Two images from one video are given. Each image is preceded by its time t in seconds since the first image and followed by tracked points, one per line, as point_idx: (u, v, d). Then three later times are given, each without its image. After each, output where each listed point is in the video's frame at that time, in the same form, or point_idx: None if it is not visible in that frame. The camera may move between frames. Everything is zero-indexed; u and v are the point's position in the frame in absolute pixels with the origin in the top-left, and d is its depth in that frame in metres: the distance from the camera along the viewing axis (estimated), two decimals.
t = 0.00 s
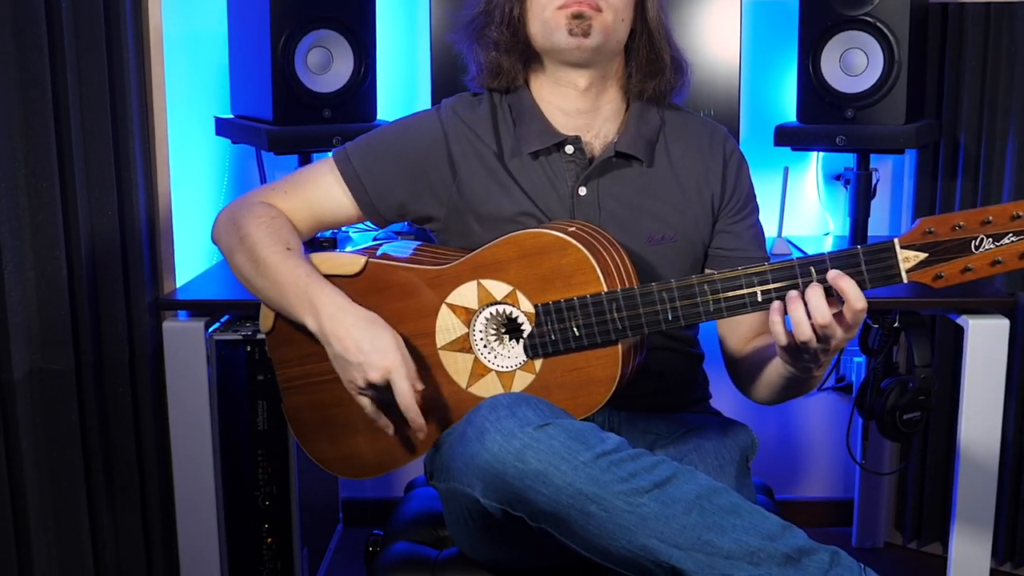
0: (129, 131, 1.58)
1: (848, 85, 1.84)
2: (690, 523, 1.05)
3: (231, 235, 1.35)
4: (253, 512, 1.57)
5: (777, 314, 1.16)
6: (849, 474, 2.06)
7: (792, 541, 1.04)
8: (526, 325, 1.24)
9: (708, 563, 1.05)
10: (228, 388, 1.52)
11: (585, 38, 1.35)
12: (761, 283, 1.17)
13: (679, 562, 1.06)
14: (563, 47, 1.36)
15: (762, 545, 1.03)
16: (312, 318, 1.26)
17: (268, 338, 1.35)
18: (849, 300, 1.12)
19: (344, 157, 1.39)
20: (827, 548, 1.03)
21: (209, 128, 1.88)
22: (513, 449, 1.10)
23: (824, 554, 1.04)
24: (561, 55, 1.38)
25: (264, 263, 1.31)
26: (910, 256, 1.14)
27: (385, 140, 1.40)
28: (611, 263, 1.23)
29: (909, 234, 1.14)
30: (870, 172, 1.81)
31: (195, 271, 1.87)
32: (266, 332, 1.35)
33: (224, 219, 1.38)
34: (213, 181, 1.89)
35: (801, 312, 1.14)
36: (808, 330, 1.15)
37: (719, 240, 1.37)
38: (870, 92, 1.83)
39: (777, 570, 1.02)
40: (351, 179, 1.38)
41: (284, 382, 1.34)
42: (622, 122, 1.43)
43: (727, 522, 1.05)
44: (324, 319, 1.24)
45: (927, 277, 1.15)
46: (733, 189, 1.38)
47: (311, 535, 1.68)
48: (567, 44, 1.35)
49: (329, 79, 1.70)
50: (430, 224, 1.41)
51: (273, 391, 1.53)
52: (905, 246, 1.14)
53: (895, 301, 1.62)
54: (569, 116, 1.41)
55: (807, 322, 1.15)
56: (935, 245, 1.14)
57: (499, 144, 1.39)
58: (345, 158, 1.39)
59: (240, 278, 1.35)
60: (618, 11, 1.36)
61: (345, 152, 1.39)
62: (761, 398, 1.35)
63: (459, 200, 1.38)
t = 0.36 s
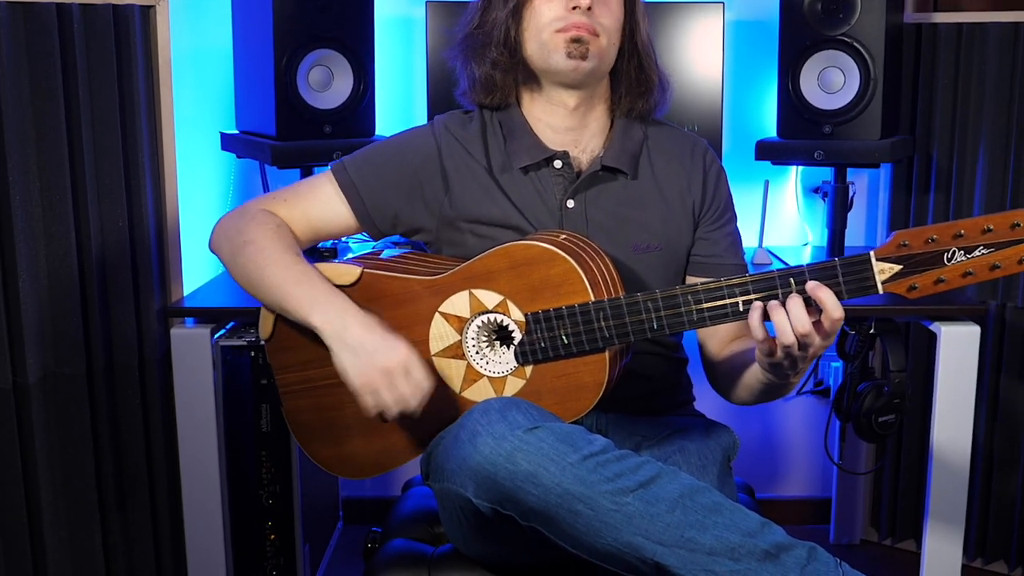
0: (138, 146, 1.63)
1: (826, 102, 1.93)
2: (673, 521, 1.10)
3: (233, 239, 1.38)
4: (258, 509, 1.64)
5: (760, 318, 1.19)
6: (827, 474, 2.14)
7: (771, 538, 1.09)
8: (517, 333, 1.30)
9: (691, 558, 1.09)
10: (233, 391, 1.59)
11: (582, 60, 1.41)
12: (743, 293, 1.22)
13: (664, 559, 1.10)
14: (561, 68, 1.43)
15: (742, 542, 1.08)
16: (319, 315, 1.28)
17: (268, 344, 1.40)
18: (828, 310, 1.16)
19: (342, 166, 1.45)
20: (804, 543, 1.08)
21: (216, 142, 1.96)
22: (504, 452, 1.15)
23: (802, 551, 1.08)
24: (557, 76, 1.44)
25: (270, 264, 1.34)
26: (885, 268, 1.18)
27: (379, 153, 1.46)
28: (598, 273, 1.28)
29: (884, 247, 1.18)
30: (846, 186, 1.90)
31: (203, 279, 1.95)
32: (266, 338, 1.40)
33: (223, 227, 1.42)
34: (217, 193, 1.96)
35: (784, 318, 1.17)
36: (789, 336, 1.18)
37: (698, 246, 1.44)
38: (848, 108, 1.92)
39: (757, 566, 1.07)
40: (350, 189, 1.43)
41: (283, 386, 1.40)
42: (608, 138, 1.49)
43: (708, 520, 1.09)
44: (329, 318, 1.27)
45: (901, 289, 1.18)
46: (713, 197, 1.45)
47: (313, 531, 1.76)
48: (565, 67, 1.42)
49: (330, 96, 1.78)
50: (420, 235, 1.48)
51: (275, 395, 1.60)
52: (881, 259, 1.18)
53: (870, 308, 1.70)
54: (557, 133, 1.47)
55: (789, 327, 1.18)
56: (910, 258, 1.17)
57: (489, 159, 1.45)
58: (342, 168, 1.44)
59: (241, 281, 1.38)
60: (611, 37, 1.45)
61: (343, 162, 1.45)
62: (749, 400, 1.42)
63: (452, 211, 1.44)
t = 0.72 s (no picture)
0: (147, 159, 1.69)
1: (806, 117, 2.02)
2: (660, 519, 1.16)
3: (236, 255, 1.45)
4: (262, 507, 1.71)
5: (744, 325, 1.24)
6: (806, 474, 2.23)
7: (754, 535, 1.15)
8: (511, 338, 1.36)
9: (677, 555, 1.15)
10: (238, 394, 1.66)
11: (592, 82, 1.45)
12: (728, 302, 1.27)
13: (651, 555, 1.16)
14: (570, 89, 1.46)
15: (726, 539, 1.14)
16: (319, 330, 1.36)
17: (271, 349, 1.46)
18: (811, 320, 1.21)
19: (341, 182, 1.51)
20: (785, 541, 1.14)
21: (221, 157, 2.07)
22: (498, 453, 1.21)
23: (784, 548, 1.14)
24: (567, 97, 1.47)
25: (272, 280, 1.42)
26: (865, 281, 1.23)
27: (377, 168, 1.52)
28: (590, 282, 1.34)
29: (865, 260, 1.23)
30: (825, 198, 1.98)
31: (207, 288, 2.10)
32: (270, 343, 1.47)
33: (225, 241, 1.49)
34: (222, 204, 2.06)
35: (767, 328, 1.23)
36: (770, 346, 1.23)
37: (686, 257, 1.50)
38: (828, 121, 2.00)
39: (740, 562, 1.13)
40: (348, 204, 1.50)
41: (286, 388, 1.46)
42: (598, 155, 1.54)
43: (693, 518, 1.15)
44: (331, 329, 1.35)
45: (880, 301, 1.24)
46: (699, 210, 1.52)
47: (314, 529, 1.83)
48: (575, 88, 1.46)
49: (332, 111, 1.86)
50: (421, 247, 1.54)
51: (278, 398, 1.67)
52: (862, 272, 1.23)
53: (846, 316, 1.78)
54: (553, 149, 1.52)
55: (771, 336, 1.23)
56: (889, 271, 1.23)
57: (485, 176, 1.51)
58: (342, 184, 1.51)
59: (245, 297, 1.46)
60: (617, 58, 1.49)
61: (341, 179, 1.51)
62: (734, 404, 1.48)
63: (447, 225, 1.50)
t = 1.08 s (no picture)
0: (154, 172, 1.77)
1: (788, 131, 2.10)
2: (650, 518, 1.22)
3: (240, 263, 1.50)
4: (265, 505, 1.80)
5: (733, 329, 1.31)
6: (787, 474, 2.32)
7: (739, 532, 1.22)
8: (505, 345, 1.41)
9: (666, 552, 1.22)
10: (242, 396, 1.73)
11: (600, 101, 1.53)
12: (715, 308, 1.34)
13: (641, 553, 1.23)
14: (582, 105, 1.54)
15: (713, 536, 1.21)
16: (311, 341, 1.40)
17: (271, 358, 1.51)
18: (796, 322, 1.29)
19: (342, 195, 1.57)
20: (768, 538, 1.21)
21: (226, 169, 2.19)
22: (494, 455, 1.27)
23: (768, 544, 1.22)
24: (576, 113, 1.54)
25: (273, 293, 1.46)
26: (847, 286, 1.30)
27: (374, 181, 1.57)
28: (580, 288, 1.40)
29: (845, 267, 1.30)
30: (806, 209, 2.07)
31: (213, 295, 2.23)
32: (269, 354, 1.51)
33: (231, 249, 1.55)
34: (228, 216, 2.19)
35: (755, 331, 1.30)
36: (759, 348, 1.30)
37: (672, 270, 1.57)
38: (810, 135, 2.09)
39: (726, 558, 1.20)
40: (347, 216, 1.55)
41: (287, 395, 1.51)
42: (589, 170, 1.60)
43: (681, 516, 1.22)
44: (323, 345, 1.39)
45: (861, 304, 1.31)
46: (684, 225, 1.59)
47: (314, 527, 1.91)
48: (586, 104, 1.52)
49: (332, 126, 1.94)
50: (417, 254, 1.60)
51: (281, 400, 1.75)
52: (843, 277, 1.30)
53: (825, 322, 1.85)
54: (548, 162, 1.59)
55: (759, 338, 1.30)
56: (869, 276, 1.30)
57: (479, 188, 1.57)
58: (341, 197, 1.57)
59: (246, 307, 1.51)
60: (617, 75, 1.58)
61: (343, 192, 1.57)
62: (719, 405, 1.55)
63: (440, 233, 1.56)
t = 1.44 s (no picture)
0: (162, 184, 1.84)
1: (769, 145, 2.19)
2: (636, 515, 1.28)
3: (246, 271, 1.59)
4: (268, 504, 1.87)
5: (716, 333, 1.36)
6: (770, 473, 2.41)
7: (722, 530, 1.28)
8: (497, 348, 1.48)
9: (651, 548, 1.27)
10: (246, 399, 1.81)
11: (567, 111, 1.60)
12: (698, 312, 1.40)
13: (627, 548, 1.28)
14: (550, 113, 1.61)
15: (696, 533, 1.27)
16: (315, 328, 1.48)
17: (276, 361, 1.59)
18: (776, 326, 1.33)
19: (342, 207, 1.65)
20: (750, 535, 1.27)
21: (230, 180, 2.31)
22: (486, 454, 1.33)
23: (750, 541, 1.27)
24: (545, 122, 1.62)
25: (275, 288, 1.53)
26: (824, 290, 1.36)
27: (373, 195, 1.66)
28: (569, 295, 1.48)
29: (823, 272, 1.36)
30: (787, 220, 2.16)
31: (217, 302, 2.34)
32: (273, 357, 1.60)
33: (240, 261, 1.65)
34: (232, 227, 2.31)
35: (736, 335, 1.34)
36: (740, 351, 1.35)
37: (659, 277, 1.64)
38: (790, 148, 2.17)
39: (710, 554, 1.26)
40: (347, 226, 1.64)
41: (290, 396, 1.59)
42: (580, 177, 1.68)
43: (666, 514, 1.28)
44: (326, 328, 1.46)
45: (838, 308, 1.37)
46: (671, 234, 1.66)
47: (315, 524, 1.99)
48: (552, 115, 1.60)
49: (332, 139, 2.02)
50: (414, 263, 1.68)
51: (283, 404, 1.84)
52: (820, 282, 1.36)
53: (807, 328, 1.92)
54: (537, 171, 1.66)
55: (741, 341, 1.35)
56: (846, 281, 1.36)
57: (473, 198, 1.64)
58: (342, 209, 1.65)
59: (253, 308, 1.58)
60: (589, 81, 1.64)
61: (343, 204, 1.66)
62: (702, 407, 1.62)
63: (437, 241, 1.63)
